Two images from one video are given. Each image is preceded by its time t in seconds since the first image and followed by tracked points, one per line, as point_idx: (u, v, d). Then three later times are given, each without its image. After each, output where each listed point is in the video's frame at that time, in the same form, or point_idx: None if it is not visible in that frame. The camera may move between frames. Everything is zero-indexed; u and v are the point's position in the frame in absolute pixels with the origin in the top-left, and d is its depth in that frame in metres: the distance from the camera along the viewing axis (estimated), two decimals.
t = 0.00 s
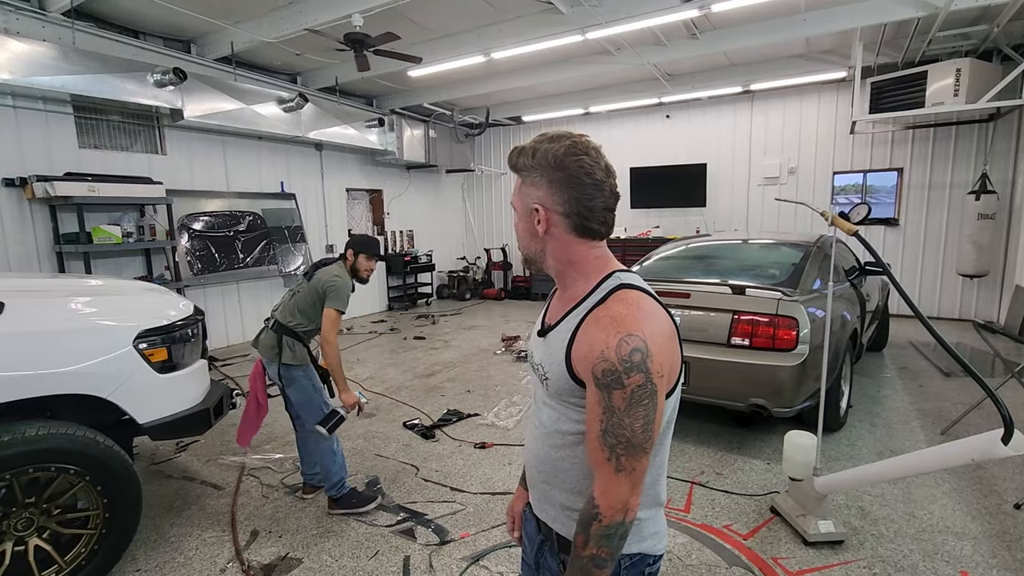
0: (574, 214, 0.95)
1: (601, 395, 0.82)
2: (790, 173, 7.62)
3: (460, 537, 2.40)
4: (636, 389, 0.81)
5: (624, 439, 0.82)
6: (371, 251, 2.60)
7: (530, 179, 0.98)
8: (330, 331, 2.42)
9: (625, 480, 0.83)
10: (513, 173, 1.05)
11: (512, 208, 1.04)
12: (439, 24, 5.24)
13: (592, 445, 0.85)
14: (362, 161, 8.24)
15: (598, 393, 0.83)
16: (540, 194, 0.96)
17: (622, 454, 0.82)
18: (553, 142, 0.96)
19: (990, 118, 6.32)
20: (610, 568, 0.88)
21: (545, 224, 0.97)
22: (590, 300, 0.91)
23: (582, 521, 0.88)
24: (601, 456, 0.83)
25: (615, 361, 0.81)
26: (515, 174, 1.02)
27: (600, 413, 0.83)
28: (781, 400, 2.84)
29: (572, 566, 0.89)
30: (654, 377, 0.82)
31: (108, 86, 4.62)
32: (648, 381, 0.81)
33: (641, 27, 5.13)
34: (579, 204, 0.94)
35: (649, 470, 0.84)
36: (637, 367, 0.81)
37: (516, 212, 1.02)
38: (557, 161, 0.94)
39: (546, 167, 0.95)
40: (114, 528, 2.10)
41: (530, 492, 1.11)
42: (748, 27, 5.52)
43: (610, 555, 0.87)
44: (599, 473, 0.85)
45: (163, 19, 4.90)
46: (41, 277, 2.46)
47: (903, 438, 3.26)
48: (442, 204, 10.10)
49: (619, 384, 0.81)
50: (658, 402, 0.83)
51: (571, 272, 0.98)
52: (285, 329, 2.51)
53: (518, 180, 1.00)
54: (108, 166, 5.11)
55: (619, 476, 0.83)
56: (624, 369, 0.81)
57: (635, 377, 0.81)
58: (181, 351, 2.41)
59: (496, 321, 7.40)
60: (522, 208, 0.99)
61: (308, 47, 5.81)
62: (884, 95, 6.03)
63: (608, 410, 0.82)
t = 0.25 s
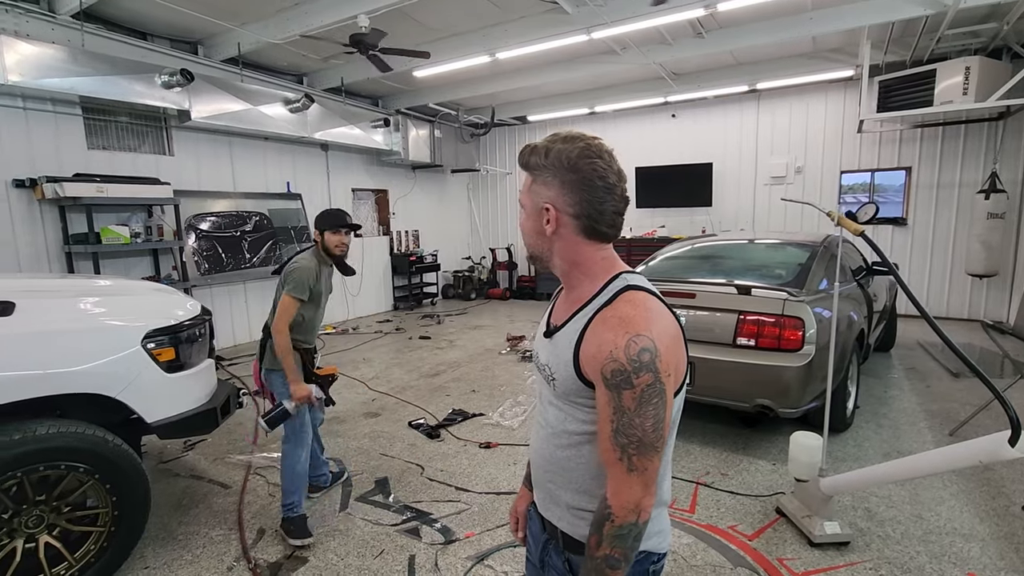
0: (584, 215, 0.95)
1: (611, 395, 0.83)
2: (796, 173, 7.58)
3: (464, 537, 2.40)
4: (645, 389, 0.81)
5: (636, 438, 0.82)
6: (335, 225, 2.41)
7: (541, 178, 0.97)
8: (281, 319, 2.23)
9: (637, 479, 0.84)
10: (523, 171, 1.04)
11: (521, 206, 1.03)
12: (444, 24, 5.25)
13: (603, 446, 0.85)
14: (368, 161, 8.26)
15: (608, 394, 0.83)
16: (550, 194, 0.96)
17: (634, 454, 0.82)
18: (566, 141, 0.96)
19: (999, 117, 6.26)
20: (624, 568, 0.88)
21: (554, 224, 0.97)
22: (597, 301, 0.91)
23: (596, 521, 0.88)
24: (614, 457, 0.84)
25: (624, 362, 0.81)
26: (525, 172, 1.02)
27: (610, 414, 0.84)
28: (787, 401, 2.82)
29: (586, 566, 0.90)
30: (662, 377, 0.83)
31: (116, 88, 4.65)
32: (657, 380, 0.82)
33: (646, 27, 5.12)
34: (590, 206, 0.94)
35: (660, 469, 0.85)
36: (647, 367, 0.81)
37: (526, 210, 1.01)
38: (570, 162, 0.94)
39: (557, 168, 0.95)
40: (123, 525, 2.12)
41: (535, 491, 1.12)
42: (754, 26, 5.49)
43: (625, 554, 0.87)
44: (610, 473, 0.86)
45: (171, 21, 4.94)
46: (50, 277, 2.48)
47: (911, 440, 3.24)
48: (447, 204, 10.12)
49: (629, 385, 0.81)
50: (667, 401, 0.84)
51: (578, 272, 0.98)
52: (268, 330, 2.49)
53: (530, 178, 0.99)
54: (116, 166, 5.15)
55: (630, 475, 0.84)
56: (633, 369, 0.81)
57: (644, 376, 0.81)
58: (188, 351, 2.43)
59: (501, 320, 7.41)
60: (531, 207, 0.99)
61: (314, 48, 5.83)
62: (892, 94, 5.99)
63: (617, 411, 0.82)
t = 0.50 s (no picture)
0: (596, 218, 0.95)
1: (622, 397, 0.83)
2: (805, 172, 7.53)
3: (470, 536, 2.42)
4: (656, 390, 0.82)
5: (647, 440, 0.83)
6: (298, 221, 2.28)
7: (554, 180, 0.98)
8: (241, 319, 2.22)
9: (649, 479, 0.85)
10: (534, 172, 1.05)
11: (531, 207, 1.03)
12: (451, 25, 5.27)
13: (614, 447, 0.86)
14: (375, 162, 8.30)
15: (619, 396, 0.84)
16: (562, 196, 0.97)
17: (646, 455, 0.83)
18: (579, 145, 0.96)
19: (1011, 116, 6.19)
20: (636, 567, 0.89)
21: (566, 226, 0.97)
22: (606, 303, 0.92)
23: (608, 521, 0.89)
24: (626, 459, 0.84)
25: (635, 364, 0.82)
26: (536, 173, 1.02)
27: (621, 416, 0.85)
28: (794, 401, 2.81)
29: (599, 565, 0.91)
30: (673, 378, 0.84)
31: (127, 90, 4.70)
32: (667, 381, 0.83)
33: (653, 27, 5.11)
34: (602, 209, 0.95)
35: (670, 468, 0.86)
36: (657, 369, 0.82)
37: (536, 211, 1.02)
38: (583, 165, 0.95)
39: (570, 170, 0.96)
40: (133, 522, 2.15)
41: (542, 490, 1.12)
42: (762, 25, 5.47)
43: (637, 554, 0.88)
44: (621, 474, 0.87)
45: (180, 24, 4.99)
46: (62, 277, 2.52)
47: (919, 441, 3.21)
48: (454, 204, 10.14)
49: (640, 386, 0.82)
50: (677, 401, 0.85)
51: (587, 274, 0.98)
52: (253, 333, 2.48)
53: (541, 179, 1.00)
54: (126, 167, 5.21)
55: (642, 475, 0.85)
56: (644, 371, 0.82)
57: (655, 378, 0.82)
58: (198, 350, 2.46)
59: (507, 320, 7.42)
60: (542, 208, 1.00)
61: (322, 50, 5.87)
62: (901, 93, 5.95)
63: (629, 412, 0.83)
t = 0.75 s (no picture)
0: (612, 222, 0.97)
1: (639, 398, 0.85)
2: (814, 172, 7.49)
3: (480, 535, 2.43)
4: (673, 392, 0.84)
5: (664, 439, 0.84)
6: (272, 218, 2.09)
7: (570, 184, 0.99)
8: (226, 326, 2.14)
9: (666, 479, 0.86)
10: (549, 176, 1.06)
11: (546, 210, 1.04)
12: (459, 27, 5.29)
13: (631, 447, 0.87)
14: (383, 163, 8.34)
15: (636, 397, 0.85)
16: (578, 200, 0.98)
17: (662, 454, 0.85)
18: (595, 150, 0.98)
19: None
20: (653, 565, 0.90)
21: (582, 229, 0.98)
22: (621, 306, 0.94)
23: (625, 520, 0.90)
24: (644, 459, 0.86)
25: (652, 366, 0.84)
26: (552, 177, 1.04)
27: (638, 416, 0.86)
28: (804, 403, 2.80)
29: (616, 564, 0.92)
30: (689, 379, 0.85)
31: (140, 93, 4.76)
32: (684, 382, 0.84)
33: (661, 27, 5.10)
34: (618, 214, 0.96)
35: (686, 467, 0.88)
36: (674, 370, 0.84)
37: (551, 215, 1.03)
38: (601, 170, 0.96)
39: (586, 174, 0.97)
40: (148, 520, 2.18)
41: (555, 490, 1.14)
42: (770, 25, 5.45)
43: (654, 552, 0.89)
44: (638, 474, 0.88)
45: (192, 27, 5.05)
46: (78, 278, 2.56)
47: (931, 443, 3.19)
48: (462, 204, 10.16)
49: (657, 388, 0.83)
50: (693, 402, 0.86)
51: (601, 277, 1.00)
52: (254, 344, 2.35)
53: (557, 183, 1.01)
54: (139, 169, 5.28)
55: (659, 475, 0.86)
56: (661, 373, 0.83)
57: (672, 380, 0.84)
58: (211, 351, 2.49)
59: (515, 321, 7.43)
60: (558, 211, 1.01)
61: (331, 52, 5.91)
62: (912, 93, 5.90)
63: (646, 413, 0.85)
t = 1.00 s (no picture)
0: (631, 224, 0.98)
1: (652, 396, 0.86)
2: (825, 173, 7.43)
3: (489, 535, 2.44)
4: (685, 390, 0.85)
5: (677, 436, 0.86)
6: (252, 229, 1.99)
7: (590, 185, 1.00)
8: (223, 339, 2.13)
9: (678, 475, 0.87)
10: (566, 178, 1.07)
11: (563, 210, 1.05)
12: (467, 29, 5.31)
13: (644, 444, 0.88)
14: (392, 164, 8.38)
15: (649, 395, 0.86)
16: (598, 202, 0.99)
17: (675, 451, 0.86)
18: (616, 153, 0.99)
19: None
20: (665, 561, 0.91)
21: (601, 231, 0.99)
22: (635, 306, 0.95)
23: (637, 516, 0.91)
24: (656, 456, 0.87)
25: (666, 364, 0.85)
26: (570, 179, 1.04)
27: (651, 414, 0.87)
28: (815, 405, 2.79)
29: (630, 562, 0.92)
30: (702, 378, 0.86)
31: (154, 96, 4.83)
32: (697, 381, 0.86)
33: (671, 28, 5.09)
34: (637, 216, 0.98)
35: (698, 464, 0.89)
36: (687, 369, 0.85)
37: (568, 216, 1.04)
38: (623, 173, 0.98)
39: (607, 177, 0.99)
40: (163, 518, 2.22)
41: (570, 489, 1.14)
42: (780, 25, 5.42)
43: (665, 548, 0.90)
44: (651, 471, 0.89)
45: (205, 31, 5.11)
46: (95, 279, 2.61)
47: (943, 446, 3.16)
48: (470, 205, 10.19)
49: (670, 386, 0.85)
50: (705, 400, 0.88)
51: (616, 277, 1.01)
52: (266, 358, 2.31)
53: (576, 185, 1.02)
54: (152, 171, 5.35)
55: (671, 472, 0.87)
56: (674, 371, 0.85)
57: (684, 378, 0.85)
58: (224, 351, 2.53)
59: (523, 322, 7.44)
60: (576, 213, 1.01)
61: (341, 54, 5.95)
62: (925, 92, 5.84)
63: (659, 410, 0.86)
